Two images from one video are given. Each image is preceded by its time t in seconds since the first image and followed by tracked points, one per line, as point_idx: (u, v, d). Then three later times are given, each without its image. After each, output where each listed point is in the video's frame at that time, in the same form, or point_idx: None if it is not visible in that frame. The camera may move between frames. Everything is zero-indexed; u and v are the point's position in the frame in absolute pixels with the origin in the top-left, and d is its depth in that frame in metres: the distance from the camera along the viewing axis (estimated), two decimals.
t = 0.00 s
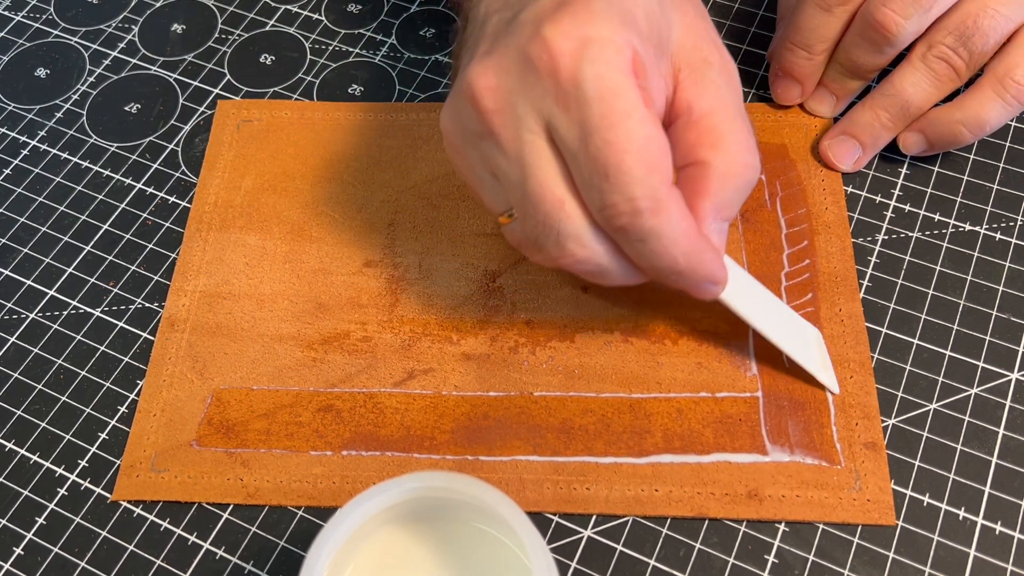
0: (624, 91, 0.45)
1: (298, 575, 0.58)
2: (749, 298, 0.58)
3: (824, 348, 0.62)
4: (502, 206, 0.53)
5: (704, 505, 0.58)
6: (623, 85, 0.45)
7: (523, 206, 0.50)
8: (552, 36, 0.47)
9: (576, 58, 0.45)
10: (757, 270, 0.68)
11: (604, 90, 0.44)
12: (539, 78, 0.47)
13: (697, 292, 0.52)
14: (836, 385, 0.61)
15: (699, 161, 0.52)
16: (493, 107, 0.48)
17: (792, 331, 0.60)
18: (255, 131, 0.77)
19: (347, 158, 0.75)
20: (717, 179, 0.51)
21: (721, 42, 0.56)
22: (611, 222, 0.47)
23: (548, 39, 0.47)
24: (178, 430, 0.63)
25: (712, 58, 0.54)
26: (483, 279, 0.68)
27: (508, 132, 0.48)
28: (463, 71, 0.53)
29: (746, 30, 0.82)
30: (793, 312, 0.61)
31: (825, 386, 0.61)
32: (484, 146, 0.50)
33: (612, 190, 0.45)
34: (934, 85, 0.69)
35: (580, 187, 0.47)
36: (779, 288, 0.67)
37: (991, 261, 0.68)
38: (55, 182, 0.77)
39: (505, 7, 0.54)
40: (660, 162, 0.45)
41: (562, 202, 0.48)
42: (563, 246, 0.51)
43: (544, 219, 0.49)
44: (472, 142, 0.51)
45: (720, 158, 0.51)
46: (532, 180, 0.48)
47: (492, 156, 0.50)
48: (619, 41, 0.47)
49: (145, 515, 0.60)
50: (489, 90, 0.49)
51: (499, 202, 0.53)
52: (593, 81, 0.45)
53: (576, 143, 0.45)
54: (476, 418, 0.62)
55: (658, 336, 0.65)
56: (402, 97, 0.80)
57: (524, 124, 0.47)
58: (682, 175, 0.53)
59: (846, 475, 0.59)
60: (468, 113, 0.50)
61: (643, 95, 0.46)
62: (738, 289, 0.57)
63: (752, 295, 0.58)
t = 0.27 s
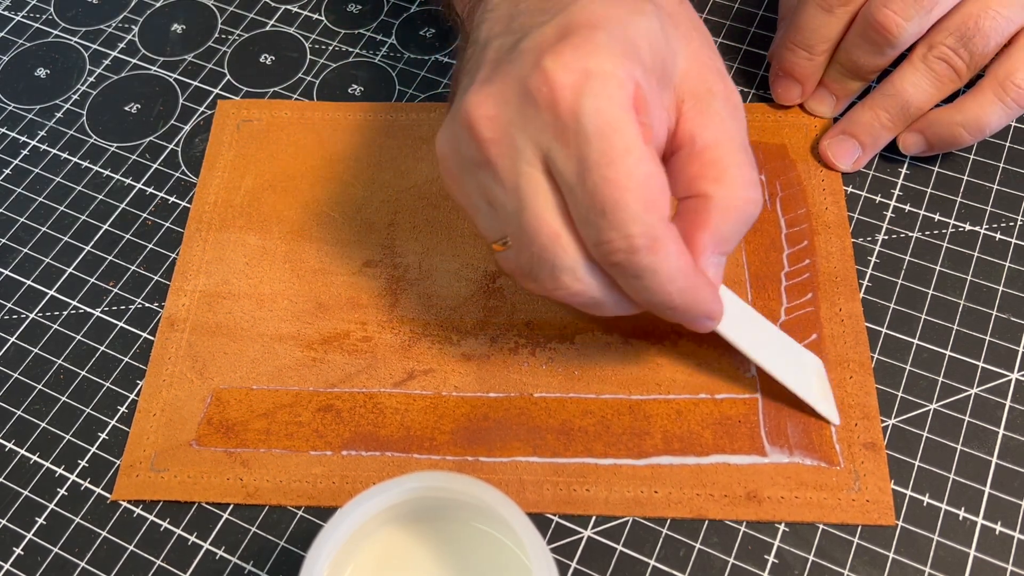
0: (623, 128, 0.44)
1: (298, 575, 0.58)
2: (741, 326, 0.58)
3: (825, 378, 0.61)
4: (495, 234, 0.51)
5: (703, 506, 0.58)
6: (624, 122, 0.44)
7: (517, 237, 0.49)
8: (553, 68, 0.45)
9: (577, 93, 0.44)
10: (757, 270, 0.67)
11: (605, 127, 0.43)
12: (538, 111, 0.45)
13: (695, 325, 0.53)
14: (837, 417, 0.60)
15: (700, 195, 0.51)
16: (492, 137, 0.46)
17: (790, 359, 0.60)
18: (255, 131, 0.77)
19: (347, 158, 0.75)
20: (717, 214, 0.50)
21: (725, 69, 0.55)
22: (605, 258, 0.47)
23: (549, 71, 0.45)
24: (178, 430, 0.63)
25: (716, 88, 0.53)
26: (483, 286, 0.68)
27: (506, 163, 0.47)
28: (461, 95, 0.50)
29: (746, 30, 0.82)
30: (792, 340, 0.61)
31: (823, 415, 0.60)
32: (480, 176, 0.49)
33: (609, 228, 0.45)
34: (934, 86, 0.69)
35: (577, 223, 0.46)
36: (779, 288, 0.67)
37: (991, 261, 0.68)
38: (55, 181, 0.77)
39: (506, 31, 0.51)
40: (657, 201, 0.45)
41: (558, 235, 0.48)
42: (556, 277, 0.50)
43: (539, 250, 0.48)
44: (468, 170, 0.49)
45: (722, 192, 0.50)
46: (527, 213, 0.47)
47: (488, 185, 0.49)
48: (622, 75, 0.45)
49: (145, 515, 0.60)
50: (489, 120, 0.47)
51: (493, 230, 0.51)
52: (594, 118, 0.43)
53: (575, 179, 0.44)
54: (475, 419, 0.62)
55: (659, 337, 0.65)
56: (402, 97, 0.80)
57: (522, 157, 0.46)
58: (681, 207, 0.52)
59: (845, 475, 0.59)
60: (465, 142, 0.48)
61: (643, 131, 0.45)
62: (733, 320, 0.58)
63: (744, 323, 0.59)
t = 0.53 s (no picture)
0: (614, 137, 0.42)
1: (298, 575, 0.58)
2: (732, 348, 0.56)
3: (803, 399, 0.60)
4: (484, 241, 0.50)
5: (703, 506, 0.58)
6: (616, 131, 0.42)
7: (504, 244, 0.48)
8: (546, 75, 0.44)
9: (569, 100, 0.43)
10: (757, 270, 0.67)
11: (596, 137, 0.42)
12: (529, 118, 0.44)
13: (684, 343, 0.50)
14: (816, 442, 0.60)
15: (695, 210, 0.48)
16: (481, 142, 0.45)
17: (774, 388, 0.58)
18: (255, 131, 0.77)
19: (348, 158, 0.75)
20: (712, 231, 0.48)
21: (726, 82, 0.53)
22: (593, 271, 0.45)
23: (542, 79, 0.44)
24: (179, 430, 0.63)
25: (717, 101, 0.51)
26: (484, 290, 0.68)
27: (495, 169, 0.45)
28: (453, 100, 0.49)
29: (746, 30, 0.82)
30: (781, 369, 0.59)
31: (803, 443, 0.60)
32: (469, 181, 0.48)
33: (598, 240, 0.43)
34: (934, 86, 0.69)
35: (564, 232, 0.45)
36: (779, 288, 0.67)
37: (991, 261, 0.68)
38: (55, 181, 0.77)
39: (501, 36, 0.50)
40: (648, 212, 0.43)
41: (546, 246, 0.46)
42: (542, 289, 0.48)
43: (524, 260, 0.47)
44: (457, 176, 0.48)
45: (718, 208, 0.48)
46: (513, 222, 0.46)
47: (476, 191, 0.47)
48: (616, 85, 0.44)
49: (145, 515, 0.60)
50: (479, 125, 0.46)
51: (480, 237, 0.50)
52: (585, 127, 0.42)
53: (563, 189, 0.43)
54: (475, 419, 0.62)
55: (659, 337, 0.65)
56: (402, 97, 0.80)
57: (511, 162, 0.45)
58: (674, 222, 0.49)
59: (845, 475, 0.59)
60: (455, 147, 0.47)
61: (635, 142, 0.44)
62: (723, 337, 0.55)
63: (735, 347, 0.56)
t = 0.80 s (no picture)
0: (605, 160, 0.42)
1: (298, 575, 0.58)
2: (734, 367, 0.56)
3: (812, 428, 0.59)
4: (478, 264, 0.50)
5: (704, 505, 0.59)
6: (607, 154, 0.42)
7: (498, 266, 0.48)
8: (535, 98, 0.44)
9: (559, 122, 0.43)
10: (757, 270, 0.67)
11: (586, 160, 0.42)
12: (518, 140, 0.44)
13: (684, 365, 0.51)
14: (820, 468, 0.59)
15: (691, 230, 0.48)
16: (471, 165, 0.45)
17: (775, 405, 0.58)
18: (255, 131, 0.77)
19: (348, 158, 0.75)
20: (710, 251, 0.48)
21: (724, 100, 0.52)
22: (588, 294, 0.46)
23: (531, 101, 0.44)
24: (179, 430, 0.63)
25: (712, 120, 0.51)
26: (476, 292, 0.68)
27: (485, 192, 0.45)
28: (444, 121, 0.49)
29: (746, 30, 0.82)
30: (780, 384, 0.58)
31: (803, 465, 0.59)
32: (461, 205, 0.47)
33: (590, 264, 0.44)
34: (935, 86, 0.69)
35: (557, 256, 0.45)
36: (779, 288, 0.67)
37: (991, 261, 0.68)
38: (55, 182, 0.78)
39: (494, 56, 0.50)
40: (641, 236, 0.43)
41: (538, 269, 0.47)
42: (537, 313, 0.49)
43: (520, 283, 0.47)
44: (449, 200, 0.48)
45: (715, 228, 0.48)
46: (507, 245, 0.46)
47: (468, 215, 0.48)
48: (607, 107, 0.44)
49: (145, 515, 0.60)
50: (468, 147, 0.46)
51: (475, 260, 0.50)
52: (575, 149, 0.42)
53: (555, 212, 0.43)
54: (476, 419, 0.62)
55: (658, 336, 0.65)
56: (402, 97, 0.80)
57: (501, 186, 0.45)
58: (673, 242, 0.50)
59: (845, 475, 0.59)
60: (446, 170, 0.47)
61: (627, 164, 0.44)
62: (724, 360, 0.56)
63: (735, 363, 0.56)
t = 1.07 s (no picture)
0: (597, 165, 0.42)
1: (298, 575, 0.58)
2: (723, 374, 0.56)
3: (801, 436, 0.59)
4: (465, 271, 0.48)
5: (703, 505, 0.59)
6: (597, 160, 0.42)
7: (487, 274, 0.47)
8: (523, 104, 0.43)
9: (547, 129, 0.42)
10: (757, 270, 0.67)
11: (577, 166, 0.41)
12: (506, 147, 0.43)
13: (675, 373, 0.50)
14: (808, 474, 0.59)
15: (682, 236, 0.48)
16: (459, 172, 0.44)
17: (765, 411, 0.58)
18: (255, 131, 0.77)
19: (347, 157, 0.75)
20: (699, 257, 0.47)
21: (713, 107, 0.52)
22: (579, 302, 0.45)
23: (519, 107, 0.43)
24: (179, 430, 0.63)
25: (703, 126, 0.50)
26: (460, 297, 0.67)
27: (474, 199, 0.44)
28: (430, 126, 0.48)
29: (746, 30, 0.82)
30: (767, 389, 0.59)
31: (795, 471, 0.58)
32: (449, 212, 0.46)
33: (581, 271, 0.43)
34: (935, 86, 0.69)
35: (548, 264, 0.44)
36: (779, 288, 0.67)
37: (991, 261, 0.68)
38: (55, 182, 0.78)
39: (480, 61, 0.49)
40: (634, 242, 0.42)
41: (528, 277, 0.46)
42: (527, 321, 0.48)
43: (510, 292, 0.46)
44: (436, 207, 0.47)
45: (706, 234, 0.47)
46: (497, 254, 0.45)
47: (456, 222, 0.46)
48: (596, 113, 0.43)
49: (145, 515, 0.60)
50: (456, 154, 0.45)
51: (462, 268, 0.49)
52: (564, 155, 0.41)
53: (545, 218, 0.43)
54: (475, 419, 0.62)
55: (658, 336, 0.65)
56: (401, 97, 0.80)
57: (491, 194, 0.44)
58: (661, 249, 0.49)
59: (845, 475, 0.59)
60: (432, 176, 0.46)
61: (617, 170, 0.43)
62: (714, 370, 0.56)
63: (726, 369, 0.57)
